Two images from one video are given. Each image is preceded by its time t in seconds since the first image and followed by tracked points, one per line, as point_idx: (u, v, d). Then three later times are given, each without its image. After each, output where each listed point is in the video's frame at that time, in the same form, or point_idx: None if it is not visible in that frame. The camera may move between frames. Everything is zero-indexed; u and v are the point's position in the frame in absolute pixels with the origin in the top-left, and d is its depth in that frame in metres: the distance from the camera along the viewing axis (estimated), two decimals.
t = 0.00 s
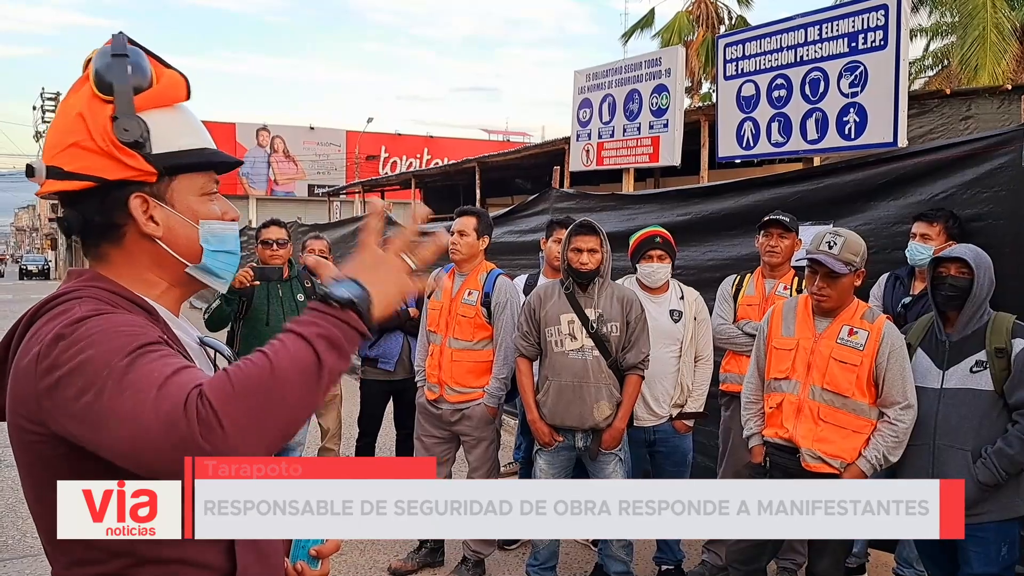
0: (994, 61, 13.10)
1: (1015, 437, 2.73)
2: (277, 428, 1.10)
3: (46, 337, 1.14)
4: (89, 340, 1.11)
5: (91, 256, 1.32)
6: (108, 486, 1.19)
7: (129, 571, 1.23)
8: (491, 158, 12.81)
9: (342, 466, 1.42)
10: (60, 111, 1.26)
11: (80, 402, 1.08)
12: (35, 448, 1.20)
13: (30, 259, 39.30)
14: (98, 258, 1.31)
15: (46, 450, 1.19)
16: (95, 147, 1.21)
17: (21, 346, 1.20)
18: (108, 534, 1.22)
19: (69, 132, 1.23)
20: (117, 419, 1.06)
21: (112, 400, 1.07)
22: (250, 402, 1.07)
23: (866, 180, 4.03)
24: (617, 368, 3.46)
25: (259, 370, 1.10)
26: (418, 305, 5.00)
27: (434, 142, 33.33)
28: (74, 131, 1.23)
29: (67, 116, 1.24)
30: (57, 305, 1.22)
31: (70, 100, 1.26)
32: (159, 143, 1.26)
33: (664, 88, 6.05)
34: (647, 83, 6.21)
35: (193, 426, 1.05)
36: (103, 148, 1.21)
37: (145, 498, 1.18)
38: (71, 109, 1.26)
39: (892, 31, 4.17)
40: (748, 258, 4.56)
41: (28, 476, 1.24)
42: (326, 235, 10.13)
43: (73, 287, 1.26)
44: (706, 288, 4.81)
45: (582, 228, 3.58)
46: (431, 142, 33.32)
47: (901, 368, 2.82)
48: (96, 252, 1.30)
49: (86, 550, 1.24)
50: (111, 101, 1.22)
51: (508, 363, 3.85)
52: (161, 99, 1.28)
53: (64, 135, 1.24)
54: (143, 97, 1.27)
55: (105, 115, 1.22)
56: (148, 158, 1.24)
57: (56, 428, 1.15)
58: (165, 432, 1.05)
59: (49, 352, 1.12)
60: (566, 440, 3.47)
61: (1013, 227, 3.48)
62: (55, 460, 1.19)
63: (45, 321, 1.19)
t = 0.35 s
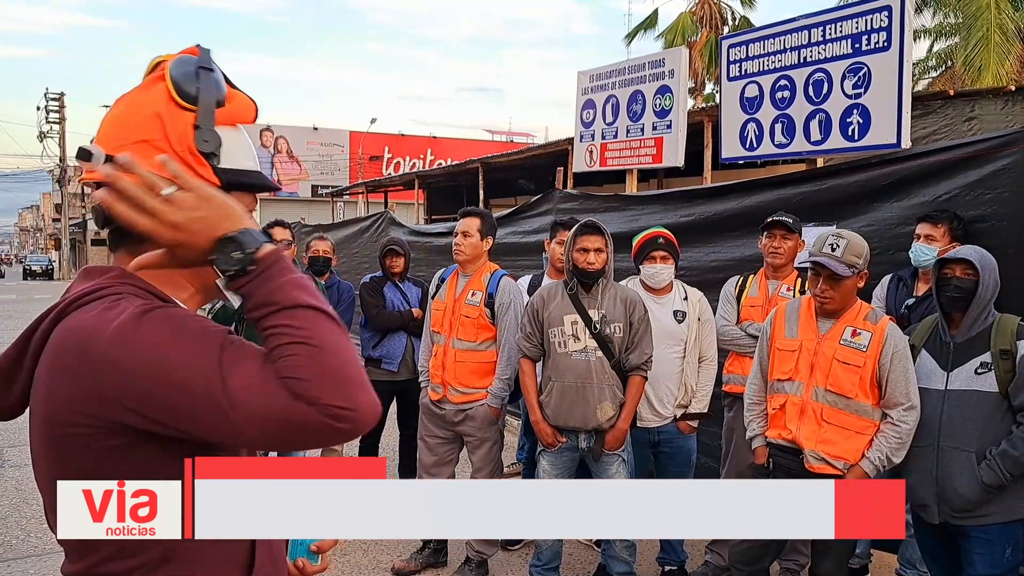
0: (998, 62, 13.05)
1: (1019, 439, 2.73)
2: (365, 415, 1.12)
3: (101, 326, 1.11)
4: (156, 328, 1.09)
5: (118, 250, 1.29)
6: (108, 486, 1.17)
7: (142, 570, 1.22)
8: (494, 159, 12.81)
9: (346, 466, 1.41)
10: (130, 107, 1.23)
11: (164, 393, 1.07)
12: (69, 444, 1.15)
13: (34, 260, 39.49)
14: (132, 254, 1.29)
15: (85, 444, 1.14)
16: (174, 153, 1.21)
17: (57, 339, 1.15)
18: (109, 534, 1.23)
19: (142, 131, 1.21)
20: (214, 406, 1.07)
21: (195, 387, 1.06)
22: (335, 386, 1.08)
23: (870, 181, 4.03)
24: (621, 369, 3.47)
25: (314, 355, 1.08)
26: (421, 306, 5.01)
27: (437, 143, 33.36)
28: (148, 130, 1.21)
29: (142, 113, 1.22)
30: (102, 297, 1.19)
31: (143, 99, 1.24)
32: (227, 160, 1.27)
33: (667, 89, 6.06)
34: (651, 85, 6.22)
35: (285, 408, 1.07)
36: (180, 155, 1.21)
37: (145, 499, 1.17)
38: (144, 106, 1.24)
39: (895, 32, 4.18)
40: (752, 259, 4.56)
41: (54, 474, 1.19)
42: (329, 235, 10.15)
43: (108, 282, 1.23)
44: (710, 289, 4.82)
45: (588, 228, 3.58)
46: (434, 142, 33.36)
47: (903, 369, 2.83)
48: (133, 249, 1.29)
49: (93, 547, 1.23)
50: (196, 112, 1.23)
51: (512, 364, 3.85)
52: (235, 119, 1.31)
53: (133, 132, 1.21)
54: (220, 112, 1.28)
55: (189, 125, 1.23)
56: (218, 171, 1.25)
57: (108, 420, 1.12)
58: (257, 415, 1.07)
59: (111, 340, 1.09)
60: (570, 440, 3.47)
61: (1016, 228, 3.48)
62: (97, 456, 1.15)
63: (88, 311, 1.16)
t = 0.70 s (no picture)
0: (1000, 63, 13.00)
1: (1019, 440, 2.72)
2: (398, 425, 1.25)
3: (123, 335, 1.11)
4: (186, 339, 1.11)
5: (106, 249, 1.29)
6: (108, 487, 1.17)
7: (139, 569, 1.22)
8: (496, 159, 12.81)
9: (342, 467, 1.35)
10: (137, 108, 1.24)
11: (194, 405, 1.10)
12: (82, 449, 1.15)
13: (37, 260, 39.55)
14: (121, 254, 1.30)
15: (101, 451, 1.15)
16: (182, 159, 1.25)
17: (72, 346, 1.14)
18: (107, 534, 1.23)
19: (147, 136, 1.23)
20: (246, 419, 1.11)
21: (230, 395, 1.10)
22: (377, 398, 1.21)
23: (870, 181, 4.03)
24: (622, 370, 3.47)
25: (390, 368, 1.24)
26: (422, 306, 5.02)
27: (439, 143, 33.37)
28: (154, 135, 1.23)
29: (150, 117, 1.23)
30: (112, 304, 1.17)
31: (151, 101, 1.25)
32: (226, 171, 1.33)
33: (669, 90, 6.06)
34: (652, 85, 6.21)
35: (324, 418, 1.15)
36: (188, 163, 1.25)
37: (145, 498, 1.18)
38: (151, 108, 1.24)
39: (896, 32, 4.17)
40: (753, 259, 4.56)
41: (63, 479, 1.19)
42: (331, 236, 10.16)
43: (109, 287, 1.22)
44: (710, 289, 4.81)
45: (590, 228, 3.57)
46: (436, 143, 33.36)
47: (904, 370, 2.83)
48: (126, 251, 1.29)
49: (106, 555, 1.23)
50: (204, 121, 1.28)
51: (513, 365, 3.86)
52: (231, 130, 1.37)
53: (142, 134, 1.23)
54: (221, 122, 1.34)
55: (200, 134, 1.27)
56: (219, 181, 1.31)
57: (127, 428, 1.13)
58: (293, 425, 1.12)
59: (138, 349, 1.10)
60: (570, 441, 3.47)
61: (1017, 229, 3.48)
62: (113, 462, 1.16)
63: (102, 319, 1.15)
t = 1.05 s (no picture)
0: (1002, 63, 12.97)
1: (1018, 440, 2.71)
2: (394, 413, 1.17)
3: (105, 336, 1.11)
4: (166, 337, 1.10)
5: (92, 255, 1.29)
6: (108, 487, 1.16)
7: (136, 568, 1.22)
8: (498, 158, 12.82)
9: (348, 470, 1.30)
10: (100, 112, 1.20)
11: (175, 400, 1.08)
12: (78, 453, 1.15)
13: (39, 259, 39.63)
14: (110, 258, 1.29)
15: (92, 454, 1.14)
16: (157, 159, 1.22)
17: (60, 349, 1.14)
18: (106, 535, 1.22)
19: (116, 140, 1.20)
20: (227, 413, 1.08)
21: (209, 389, 1.08)
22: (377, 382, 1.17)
23: (871, 182, 4.03)
24: (622, 370, 3.48)
25: (400, 367, 1.21)
26: (423, 305, 5.02)
27: (441, 143, 33.39)
28: (123, 136, 1.20)
29: (116, 119, 1.20)
30: (97, 305, 1.16)
31: (112, 100, 1.21)
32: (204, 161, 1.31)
33: (670, 90, 6.06)
34: (654, 85, 6.21)
35: (302, 406, 1.10)
36: (164, 162, 1.23)
37: (145, 499, 1.17)
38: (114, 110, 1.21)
39: (898, 32, 4.17)
40: (754, 260, 4.55)
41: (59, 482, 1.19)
42: (333, 236, 10.17)
43: (97, 288, 1.21)
44: (711, 290, 4.81)
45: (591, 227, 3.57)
46: (438, 143, 33.38)
47: (905, 369, 2.83)
48: (116, 256, 1.29)
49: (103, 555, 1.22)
50: (170, 114, 1.24)
51: (514, 365, 3.86)
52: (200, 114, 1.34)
53: (111, 139, 1.20)
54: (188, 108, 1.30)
55: (170, 129, 1.24)
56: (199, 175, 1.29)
57: (118, 428, 1.12)
58: (269, 416, 1.08)
59: (120, 349, 1.09)
60: (571, 442, 3.47)
61: (1017, 229, 3.48)
62: (104, 465, 1.15)
63: (87, 321, 1.14)
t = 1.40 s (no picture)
0: (1004, 63, 12.96)
1: (1020, 441, 2.70)
2: (389, 348, 1.15)
3: (128, 328, 1.11)
4: (190, 324, 1.10)
5: (137, 247, 1.26)
6: (113, 491, 1.14)
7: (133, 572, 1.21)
8: (499, 159, 12.82)
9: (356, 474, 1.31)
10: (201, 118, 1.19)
11: (201, 383, 1.08)
12: (90, 455, 1.13)
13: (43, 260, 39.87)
14: (153, 254, 1.26)
15: (116, 449, 1.12)
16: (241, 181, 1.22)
17: (80, 346, 1.12)
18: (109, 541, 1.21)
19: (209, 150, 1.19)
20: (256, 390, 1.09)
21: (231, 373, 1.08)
22: (341, 332, 1.12)
23: (874, 182, 4.02)
24: (623, 370, 3.48)
25: (343, 310, 1.13)
26: (424, 306, 5.02)
27: (442, 144, 33.42)
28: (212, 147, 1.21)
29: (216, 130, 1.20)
30: (117, 301, 1.16)
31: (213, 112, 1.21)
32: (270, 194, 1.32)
33: (671, 90, 6.06)
34: (655, 85, 6.20)
35: (322, 373, 1.11)
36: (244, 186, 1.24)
37: (155, 501, 1.16)
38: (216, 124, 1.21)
39: (899, 32, 4.16)
40: (755, 260, 4.55)
41: (77, 483, 1.15)
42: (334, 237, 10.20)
43: (115, 286, 1.19)
44: (713, 290, 4.81)
45: (588, 228, 3.57)
46: (440, 143, 33.42)
47: (907, 370, 2.83)
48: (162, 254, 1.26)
49: (117, 552, 1.18)
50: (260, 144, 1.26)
51: (514, 365, 3.86)
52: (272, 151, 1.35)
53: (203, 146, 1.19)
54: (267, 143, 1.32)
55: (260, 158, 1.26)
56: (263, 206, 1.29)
57: (134, 425, 1.11)
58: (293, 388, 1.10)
59: (144, 341, 1.09)
60: (572, 443, 3.46)
61: (1019, 229, 3.47)
62: (130, 461, 1.13)
63: (108, 316, 1.14)
